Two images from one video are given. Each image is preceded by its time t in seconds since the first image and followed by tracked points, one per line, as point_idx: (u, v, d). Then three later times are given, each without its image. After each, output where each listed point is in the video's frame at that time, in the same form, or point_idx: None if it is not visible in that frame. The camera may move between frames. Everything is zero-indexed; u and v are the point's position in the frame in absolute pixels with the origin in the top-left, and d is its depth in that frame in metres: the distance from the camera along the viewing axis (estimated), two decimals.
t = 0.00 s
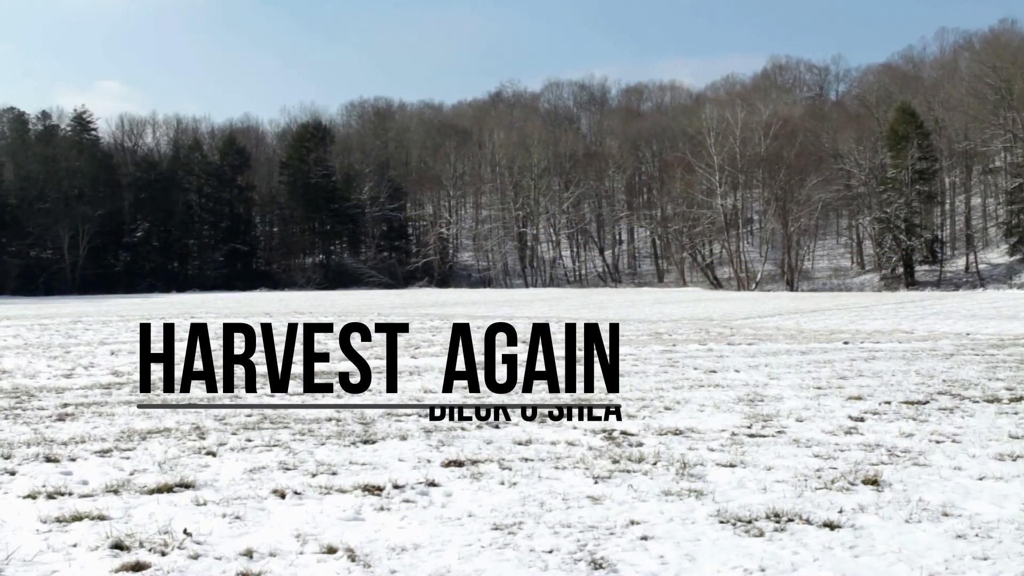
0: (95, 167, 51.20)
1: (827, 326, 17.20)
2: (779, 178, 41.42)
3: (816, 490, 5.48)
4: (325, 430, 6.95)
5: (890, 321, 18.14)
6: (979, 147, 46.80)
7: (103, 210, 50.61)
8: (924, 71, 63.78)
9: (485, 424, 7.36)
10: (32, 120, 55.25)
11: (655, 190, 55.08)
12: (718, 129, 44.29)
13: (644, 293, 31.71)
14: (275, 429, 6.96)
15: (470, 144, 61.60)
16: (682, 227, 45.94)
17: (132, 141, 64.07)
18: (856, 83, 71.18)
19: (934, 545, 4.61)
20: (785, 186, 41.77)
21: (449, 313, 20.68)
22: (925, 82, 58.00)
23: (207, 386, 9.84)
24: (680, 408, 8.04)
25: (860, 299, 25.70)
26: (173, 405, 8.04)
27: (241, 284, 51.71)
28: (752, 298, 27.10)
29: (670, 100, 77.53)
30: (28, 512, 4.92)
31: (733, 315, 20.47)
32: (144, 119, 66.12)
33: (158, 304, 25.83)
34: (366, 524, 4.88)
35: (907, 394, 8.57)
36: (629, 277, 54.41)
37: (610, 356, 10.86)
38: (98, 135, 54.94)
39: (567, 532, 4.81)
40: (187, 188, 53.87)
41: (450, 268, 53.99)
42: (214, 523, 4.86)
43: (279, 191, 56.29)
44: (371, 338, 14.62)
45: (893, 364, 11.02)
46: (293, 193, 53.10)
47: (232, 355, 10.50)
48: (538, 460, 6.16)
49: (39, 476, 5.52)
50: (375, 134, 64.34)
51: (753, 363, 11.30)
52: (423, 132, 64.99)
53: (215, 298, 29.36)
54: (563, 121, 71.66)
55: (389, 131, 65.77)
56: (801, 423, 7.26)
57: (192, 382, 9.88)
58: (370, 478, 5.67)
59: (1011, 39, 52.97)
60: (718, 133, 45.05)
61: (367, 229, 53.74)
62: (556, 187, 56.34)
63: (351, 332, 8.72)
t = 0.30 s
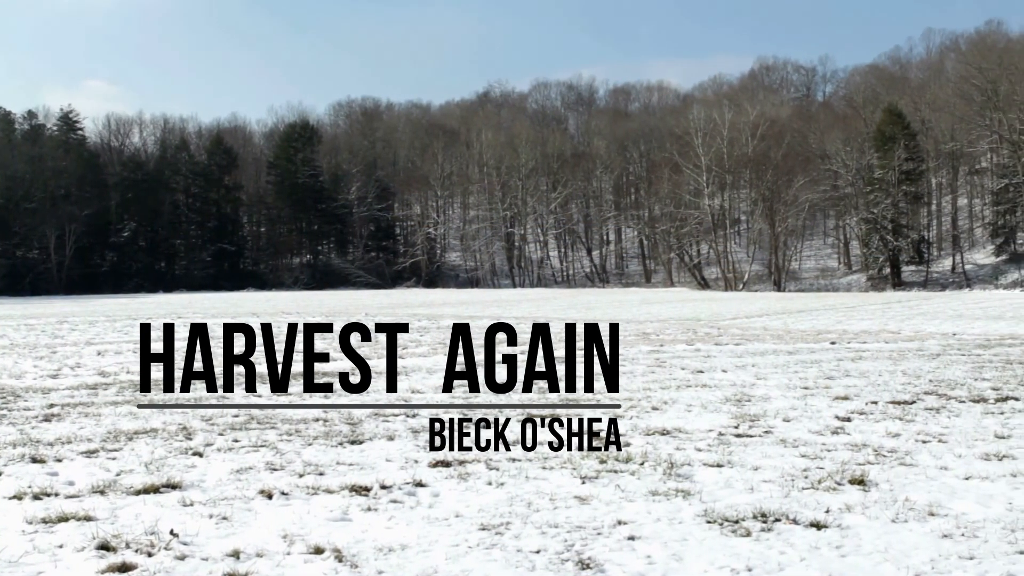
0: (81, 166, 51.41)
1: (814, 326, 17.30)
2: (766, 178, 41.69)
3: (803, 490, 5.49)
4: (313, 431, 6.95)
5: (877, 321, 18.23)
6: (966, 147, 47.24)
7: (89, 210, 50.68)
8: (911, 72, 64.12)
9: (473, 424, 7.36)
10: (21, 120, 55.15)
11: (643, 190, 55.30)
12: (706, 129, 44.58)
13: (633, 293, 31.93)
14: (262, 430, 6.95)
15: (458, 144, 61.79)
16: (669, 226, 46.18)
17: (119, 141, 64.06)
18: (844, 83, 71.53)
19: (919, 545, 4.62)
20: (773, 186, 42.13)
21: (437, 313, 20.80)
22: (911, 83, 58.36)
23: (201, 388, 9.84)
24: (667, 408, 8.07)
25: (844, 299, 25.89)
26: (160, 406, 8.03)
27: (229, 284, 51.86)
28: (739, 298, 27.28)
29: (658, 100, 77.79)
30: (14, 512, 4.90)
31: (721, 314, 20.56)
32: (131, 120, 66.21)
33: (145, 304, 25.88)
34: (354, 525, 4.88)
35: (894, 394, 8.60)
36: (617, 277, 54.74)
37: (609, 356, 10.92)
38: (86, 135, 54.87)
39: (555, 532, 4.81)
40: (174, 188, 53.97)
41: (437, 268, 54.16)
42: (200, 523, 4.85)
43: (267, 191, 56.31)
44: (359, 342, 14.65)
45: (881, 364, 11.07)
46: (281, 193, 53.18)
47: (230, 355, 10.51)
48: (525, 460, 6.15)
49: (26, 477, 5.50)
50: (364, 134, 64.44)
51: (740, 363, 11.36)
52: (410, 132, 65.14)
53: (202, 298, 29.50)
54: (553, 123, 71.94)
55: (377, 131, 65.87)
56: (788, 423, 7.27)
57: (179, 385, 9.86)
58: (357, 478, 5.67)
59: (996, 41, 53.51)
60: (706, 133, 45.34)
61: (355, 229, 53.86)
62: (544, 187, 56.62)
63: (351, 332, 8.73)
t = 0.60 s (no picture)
0: (68, 166, 51.46)
1: (802, 326, 17.39)
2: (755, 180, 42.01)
3: (789, 490, 5.51)
4: (301, 431, 6.94)
5: (864, 321, 18.31)
6: (954, 148, 47.79)
7: (76, 210, 50.67)
8: (898, 72, 64.42)
9: (459, 424, 7.39)
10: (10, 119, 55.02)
11: (630, 190, 55.51)
12: (694, 129, 44.85)
13: (621, 293, 32.15)
14: (248, 430, 6.96)
15: (446, 144, 61.98)
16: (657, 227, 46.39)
17: (106, 140, 63.99)
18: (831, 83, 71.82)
19: (906, 546, 4.62)
20: (761, 187, 42.55)
21: (425, 313, 20.87)
22: (898, 83, 58.70)
23: (201, 388, 9.86)
24: (654, 408, 8.11)
25: (828, 299, 26.07)
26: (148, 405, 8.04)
27: (216, 284, 51.97)
28: (723, 298, 27.47)
29: (646, 100, 78.05)
30: None
31: (708, 315, 20.66)
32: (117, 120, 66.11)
33: (131, 304, 25.87)
34: (341, 525, 4.87)
35: (880, 394, 8.63)
36: (605, 277, 55.02)
37: (609, 356, 10.94)
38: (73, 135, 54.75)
39: (542, 532, 4.81)
40: (161, 187, 54.04)
41: (425, 268, 54.34)
42: (186, 523, 4.84)
43: (255, 191, 56.37)
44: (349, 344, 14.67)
45: (868, 364, 11.10)
46: (269, 193, 53.27)
47: (231, 355, 10.54)
48: (512, 461, 6.16)
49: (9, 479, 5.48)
50: (351, 135, 64.52)
51: (727, 363, 11.39)
52: (398, 132, 65.29)
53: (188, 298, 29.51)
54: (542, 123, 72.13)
55: (364, 131, 65.95)
56: (775, 423, 7.29)
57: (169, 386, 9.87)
58: (344, 478, 5.67)
59: (981, 41, 54.02)
60: (694, 134, 45.64)
61: (343, 229, 53.96)
62: (532, 188, 56.91)
63: (352, 331, 8.74)
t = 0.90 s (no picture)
0: (54, 165, 50.92)
1: (790, 326, 17.48)
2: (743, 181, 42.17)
3: (777, 489, 5.53)
4: (290, 431, 6.94)
5: (851, 321, 18.41)
6: (939, 149, 48.16)
7: (63, 209, 50.57)
8: (886, 73, 64.76)
9: (448, 424, 7.41)
10: None
11: (618, 189, 55.67)
12: (681, 130, 45.06)
13: (607, 293, 32.35)
14: (236, 430, 6.95)
15: (433, 144, 62.10)
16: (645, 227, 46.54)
17: (93, 139, 63.85)
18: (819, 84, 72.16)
19: (893, 545, 4.63)
20: (748, 187, 42.87)
21: (412, 313, 20.93)
22: (885, 85, 59.02)
23: (202, 388, 9.90)
24: (644, 408, 8.14)
25: (813, 300, 26.22)
26: (137, 406, 8.04)
27: (203, 284, 52.03)
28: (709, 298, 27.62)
29: (634, 100, 78.27)
30: None
31: (695, 315, 20.78)
32: (104, 119, 66.21)
33: (119, 304, 25.86)
34: (328, 525, 4.87)
35: (867, 394, 8.65)
36: (592, 278, 55.21)
37: (609, 356, 10.95)
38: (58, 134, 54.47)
39: (529, 532, 4.82)
40: (148, 187, 54.03)
41: (413, 268, 54.43)
42: (173, 523, 4.83)
43: (242, 191, 56.34)
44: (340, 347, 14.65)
45: (856, 364, 11.15)
46: (256, 193, 53.31)
47: (229, 355, 10.56)
48: (502, 461, 6.18)
49: None
50: (338, 135, 64.52)
51: (715, 363, 11.42)
52: (386, 132, 65.36)
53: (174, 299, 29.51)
54: (531, 124, 72.28)
55: (352, 131, 66.00)
56: (761, 423, 7.32)
57: (159, 386, 9.86)
58: (332, 478, 5.67)
59: (968, 42, 54.33)
60: (681, 135, 45.84)
61: (331, 229, 54.05)
62: (520, 188, 57.19)
63: (352, 331, 8.74)
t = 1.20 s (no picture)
0: (42, 166, 51.15)
1: (778, 326, 17.54)
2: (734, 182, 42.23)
3: (765, 489, 5.54)
4: (279, 431, 6.94)
5: (839, 321, 18.49)
6: (927, 150, 48.28)
7: (51, 209, 50.43)
8: (874, 74, 65.02)
9: (437, 425, 7.42)
10: None
11: (607, 189, 55.76)
12: (670, 130, 45.19)
13: (596, 293, 32.43)
14: (224, 431, 6.94)
15: (422, 145, 62.05)
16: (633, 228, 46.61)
17: (82, 139, 63.73)
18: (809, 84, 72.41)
19: (881, 545, 4.64)
20: (737, 188, 42.98)
21: (400, 313, 20.96)
22: (874, 85, 59.28)
23: (202, 388, 9.91)
24: (640, 408, 8.14)
25: (799, 300, 26.33)
26: (126, 406, 8.03)
27: (191, 284, 52.01)
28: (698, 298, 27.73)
29: (624, 100, 78.34)
30: None
31: (683, 315, 20.83)
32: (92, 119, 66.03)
33: (107, 304, 25.82)
34: (316, 525, 4.87)
35: (855, 394, 8.68)
36: (581, 278, 55.26)
37: (609, 356, 10.96)
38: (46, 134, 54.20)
39: (517, 533, 4.81)
40: (136, 187, 53.93)
41: (402, 268, 54.44)
42: (161, 525, 4.82)
43: (230, 191, 56.29)
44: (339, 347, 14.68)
45: (844, 364, 11.18)
46: (244, 192, 53.29)
47: (229, 355, 10.57)
48: (491, 461, 6.19)
49: None
50: (327, 135, 64.52)
51: (704, 363, 11.46)
52: (375, 132, 65.35)
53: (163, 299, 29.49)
54: (521, 125, 72.28)
55: (341, 131, 66.03)
56: (750, 423, 7.33)
57: (154, 386, 9.85)
58: (321, 478, 5.67)
59: (956, 43, 54.58)
60: (670, 135, 45.95)
61: (319, 229, 54.11)
62: (509, 189, 57.32)
63: (352, 332, 8.75)
